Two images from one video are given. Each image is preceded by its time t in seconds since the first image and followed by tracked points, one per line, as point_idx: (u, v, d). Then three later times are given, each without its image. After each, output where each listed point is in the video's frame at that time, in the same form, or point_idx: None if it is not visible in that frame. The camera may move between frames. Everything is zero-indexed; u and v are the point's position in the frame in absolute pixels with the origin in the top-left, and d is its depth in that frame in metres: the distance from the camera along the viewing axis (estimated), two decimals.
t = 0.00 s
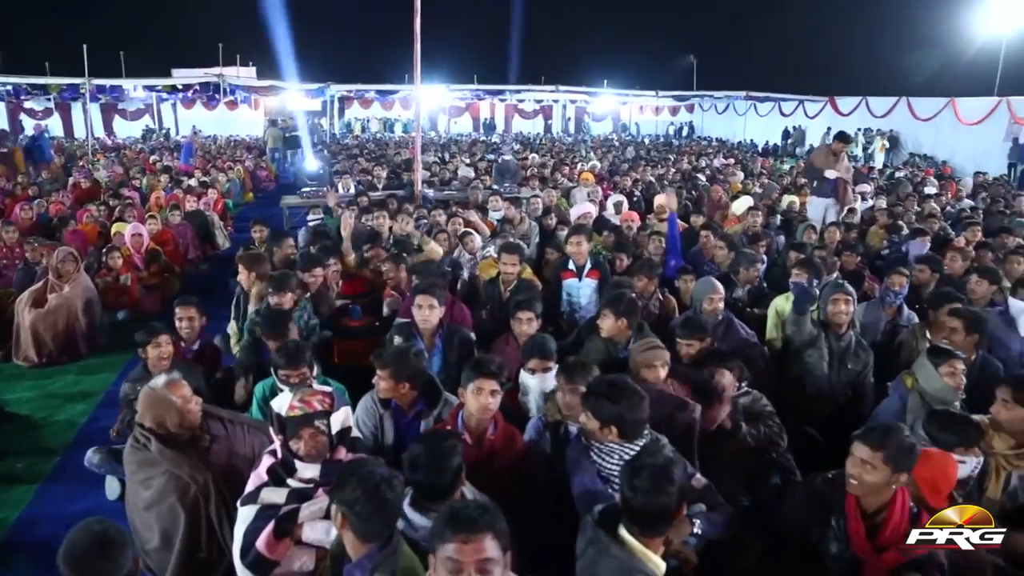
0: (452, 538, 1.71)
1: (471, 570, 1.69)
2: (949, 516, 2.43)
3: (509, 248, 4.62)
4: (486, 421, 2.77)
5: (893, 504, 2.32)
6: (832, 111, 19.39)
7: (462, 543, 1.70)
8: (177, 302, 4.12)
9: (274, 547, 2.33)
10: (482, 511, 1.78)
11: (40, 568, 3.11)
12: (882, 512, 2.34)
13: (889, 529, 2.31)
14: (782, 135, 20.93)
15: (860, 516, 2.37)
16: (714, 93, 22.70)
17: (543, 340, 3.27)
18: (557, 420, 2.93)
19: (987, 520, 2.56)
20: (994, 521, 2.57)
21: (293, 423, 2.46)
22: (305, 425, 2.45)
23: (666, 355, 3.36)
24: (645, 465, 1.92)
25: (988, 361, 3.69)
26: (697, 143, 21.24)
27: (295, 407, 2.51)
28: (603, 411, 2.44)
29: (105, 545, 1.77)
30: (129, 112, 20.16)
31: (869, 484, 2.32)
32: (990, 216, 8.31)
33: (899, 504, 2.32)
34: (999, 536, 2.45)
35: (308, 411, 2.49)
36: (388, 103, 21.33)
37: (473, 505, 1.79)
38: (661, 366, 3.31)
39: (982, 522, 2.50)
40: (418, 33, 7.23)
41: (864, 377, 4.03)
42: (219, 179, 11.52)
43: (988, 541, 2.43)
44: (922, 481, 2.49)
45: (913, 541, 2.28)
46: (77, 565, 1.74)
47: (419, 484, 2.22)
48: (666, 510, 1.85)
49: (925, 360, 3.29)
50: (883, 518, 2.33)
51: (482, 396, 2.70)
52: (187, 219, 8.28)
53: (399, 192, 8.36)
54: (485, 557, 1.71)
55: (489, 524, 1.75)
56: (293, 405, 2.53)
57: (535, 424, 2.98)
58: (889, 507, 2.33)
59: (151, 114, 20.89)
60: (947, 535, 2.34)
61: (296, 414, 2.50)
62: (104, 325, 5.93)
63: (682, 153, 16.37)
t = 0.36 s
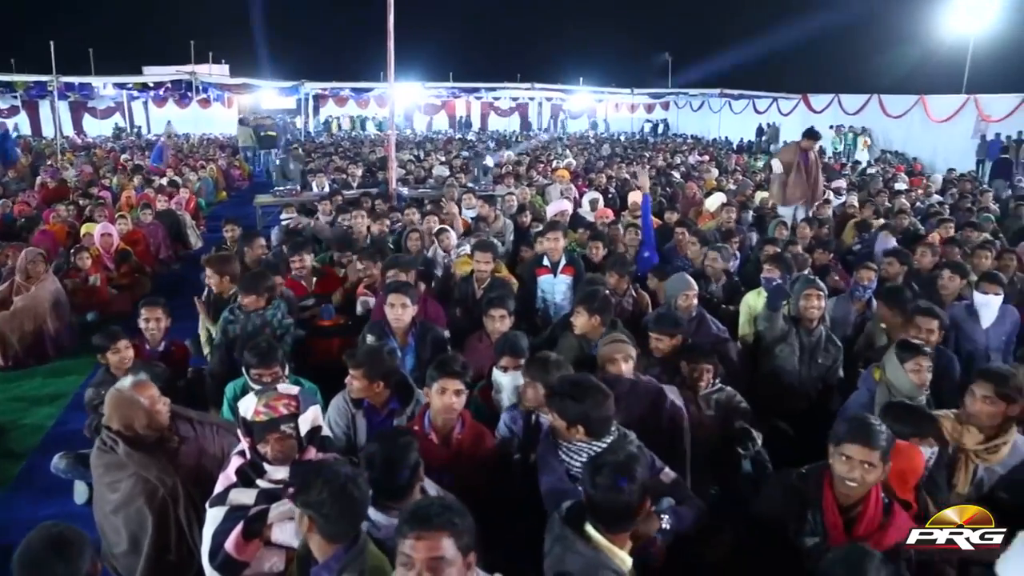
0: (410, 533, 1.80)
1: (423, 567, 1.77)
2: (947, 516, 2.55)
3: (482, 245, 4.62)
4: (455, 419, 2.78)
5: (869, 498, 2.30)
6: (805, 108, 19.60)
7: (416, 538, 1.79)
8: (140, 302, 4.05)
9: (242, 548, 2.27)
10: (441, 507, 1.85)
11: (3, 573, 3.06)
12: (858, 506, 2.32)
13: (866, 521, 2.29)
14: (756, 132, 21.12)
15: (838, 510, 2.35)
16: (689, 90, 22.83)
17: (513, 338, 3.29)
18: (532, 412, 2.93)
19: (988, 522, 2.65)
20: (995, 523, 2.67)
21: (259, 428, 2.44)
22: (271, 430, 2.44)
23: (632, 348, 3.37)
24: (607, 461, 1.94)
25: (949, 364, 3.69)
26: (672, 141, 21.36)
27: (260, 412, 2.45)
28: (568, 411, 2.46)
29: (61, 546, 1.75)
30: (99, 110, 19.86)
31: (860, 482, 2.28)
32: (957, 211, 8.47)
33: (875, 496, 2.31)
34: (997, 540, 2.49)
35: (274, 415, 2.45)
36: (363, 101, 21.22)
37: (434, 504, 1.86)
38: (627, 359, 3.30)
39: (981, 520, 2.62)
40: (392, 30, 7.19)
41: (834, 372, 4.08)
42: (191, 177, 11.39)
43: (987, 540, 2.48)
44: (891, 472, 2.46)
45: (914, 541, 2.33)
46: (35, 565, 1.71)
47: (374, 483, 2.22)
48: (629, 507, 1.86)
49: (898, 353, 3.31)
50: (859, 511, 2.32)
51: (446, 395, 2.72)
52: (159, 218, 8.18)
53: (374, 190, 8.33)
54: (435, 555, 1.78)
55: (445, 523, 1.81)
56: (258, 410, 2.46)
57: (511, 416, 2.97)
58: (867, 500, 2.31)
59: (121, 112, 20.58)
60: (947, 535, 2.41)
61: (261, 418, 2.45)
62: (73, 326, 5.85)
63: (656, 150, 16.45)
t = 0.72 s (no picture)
0: (376, 529, 1.78)
1: (393, 563, 1.76)
2: (950, 515, 2.59)
3: (453, 244, 4.61)
4: (422, 420, 2.78)
5: (846, 487, 2.31)
6: (776, 106, 19.79)
7: (384, 533, 1.77)
8: (104, 304, 3.98)
9: (207, 551, 2.22)
10: (407, 504, 1.85)
11: None
12: (834, 496, 2.32)
13: (844, 511, 2.30)
14: (728, 130, 21.29)
15: (815, 500, 2.34)
16: (662, 88, 22.96)
17: (483, 338, 3.28)
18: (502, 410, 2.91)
19: (988, 522, 2.59)
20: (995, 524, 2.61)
21: (224, 427, 2.42)
22: (236, 429, 2.42)
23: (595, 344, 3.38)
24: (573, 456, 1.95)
25: (913, 360, 3.76)
26: (646, 138, 21.46)
27: (224, 411, 2.43)
28: (538, 411, 2.48)
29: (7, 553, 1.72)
30: (65, 108, 19.51)
31: (843, 472, 2.27)
32: (924, 208, 8.61)
33: (851, 485, 2.33)
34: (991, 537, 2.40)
35: (239, 414, 2.43)
36: (336, 98, 21.05)
37: (400, 500, 1.86)
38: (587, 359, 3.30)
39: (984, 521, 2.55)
40: (362, 27, 7.14)
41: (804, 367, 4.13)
42: (159, 176, 11.23)
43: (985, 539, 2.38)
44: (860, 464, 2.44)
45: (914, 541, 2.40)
46: None
47: (347, 481, 2.20)
48: (583, 505, 1.91)
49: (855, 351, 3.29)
50: (835, 501, 2.32)
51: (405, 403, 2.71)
52: (127, 218, 8.07)
53: (346, 188, 8.27)
54: (406, 548, 1.77)
55: (412, 517, 1.81)
56: (223, 409, 2.45)
57: (482, 414, 3.01)
58: (842, 490, 2.32)
59: (88, 110, 20.23)
60: (947, 535, 2.46)
61: (226, 417, 2.43)
62: (36, 328, 5.74)
63: (630, 148, 16.53)
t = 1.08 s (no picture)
0: (352, 532, 1.77)
1: (371, 563, 1.75)
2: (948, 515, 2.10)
3: (431, 243, 4.61)
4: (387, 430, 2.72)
5: (814, 475, 2.29)
6: (754, 105, 19.94)
7: (362, 536, 1.76)
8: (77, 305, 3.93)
9: (181, 553, 2.17)
10: (382, 504, 1.84)
11: None
12: (804, 486, 2.30)
13: (815, 500, 2.26)
14: (707, 128, 21.43)
15: (783, 492, 2.32)
16: (642, 87, 23.05)
17: (457, 339, 3.27)
18: (473, 414, 2.90)
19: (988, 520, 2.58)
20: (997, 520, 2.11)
21: (198, 423, 2.40)
22: (210, 425, 2.41)
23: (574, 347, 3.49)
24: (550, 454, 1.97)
25: (886, 357, 3.80)
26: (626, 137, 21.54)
27: (199, 406, 2.42)
28: (512, 411, 2.49)
29: None
30: (38, 107, 19.22)
31: (807, 456, 2.27)
32: (899, 206, 8.70)
33: (819, 472, 2.30)
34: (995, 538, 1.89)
35: (213, 409, 2.42)
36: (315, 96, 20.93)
37: (375, 500, 1.86)
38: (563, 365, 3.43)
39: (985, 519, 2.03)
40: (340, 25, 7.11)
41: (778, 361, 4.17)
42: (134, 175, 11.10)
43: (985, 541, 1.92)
44: (833, 455, 2.50)
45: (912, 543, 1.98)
46: None
47: (323, 481, 2.19)
48: (544, 503, 1.94)
49: (824, 349, 3.32)
50: (805, 490, 2.29)
51: (356, 414, 2.67)
52: (101, 218, 7.97)
53: (324, 188, 8.22)
54: (382, 550, 1.77)
55: (388, 518, 1.80)
56: (197, 405, 2.43)
57: (455, 420, 3.00)
58: (811, 478, 2.30)
59: (62, 108, 19.94)
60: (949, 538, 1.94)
61: (201, 413, 2.41)
62: (8, 330, 5.66)
63: (610, 146, 16.58)
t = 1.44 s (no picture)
0: (324, 532, 1.76)
1: (345, 563, 1.75)
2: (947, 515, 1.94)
3: (407, 240, 4.60)
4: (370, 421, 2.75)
5: (747, 468, 2.23)
6: (733, 102, 20.06)
7: (333, 536, 1.75)
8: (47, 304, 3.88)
9: (151, 553, 2.13)
10: (354, 503, 1.83)
11: None
12: (739, 481, 2.24)
13: (749, 492, 2.18)
14: (686, 125, 21.54)
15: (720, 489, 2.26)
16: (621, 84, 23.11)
17: (431, 338, 3.25)
18: (448, 417, 2.89)
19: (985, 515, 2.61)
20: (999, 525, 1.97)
21: (166, 419, 2.39)
22: (178, 420, 2.39)
23: (551, 342, 3.39)
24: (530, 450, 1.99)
25: (853, 354, 3.84)
26: (605, 134, 21.60)
27: (167, 403, 2.43)
28: (486, 410, 2.49)
29: None
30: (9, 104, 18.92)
31: (728, 453, 2.31)
32: (875, 201, 8.80)
33: (752, 464, 2.24)
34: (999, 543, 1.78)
35: (181, 405, 2.42)
36: (293, 94, 20.76)
37: (346, 498, 1.85)
38: (538, 363, 3.30)
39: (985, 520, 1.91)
40: (317, 23, 7.07)
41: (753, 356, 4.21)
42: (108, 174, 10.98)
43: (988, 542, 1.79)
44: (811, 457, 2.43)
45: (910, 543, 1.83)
46: None
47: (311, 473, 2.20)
48: (514, 501, 1.94)
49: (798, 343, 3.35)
50: (740, 484, 2.22)
51: (340, 403, 2.70)
52: (75, 217, 7.88)
53: (301, 186, 8.16)
54: (355, 549, 1.77)
55: (360, 516, 1.80)
56: (165, 401, 2.45)
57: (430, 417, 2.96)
58: (745, 471, 2.24)
59: (35, 106, 19.65)
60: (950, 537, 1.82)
61: (168, 409, 2.42)
62: None
63: (589, 143, 16.62)
